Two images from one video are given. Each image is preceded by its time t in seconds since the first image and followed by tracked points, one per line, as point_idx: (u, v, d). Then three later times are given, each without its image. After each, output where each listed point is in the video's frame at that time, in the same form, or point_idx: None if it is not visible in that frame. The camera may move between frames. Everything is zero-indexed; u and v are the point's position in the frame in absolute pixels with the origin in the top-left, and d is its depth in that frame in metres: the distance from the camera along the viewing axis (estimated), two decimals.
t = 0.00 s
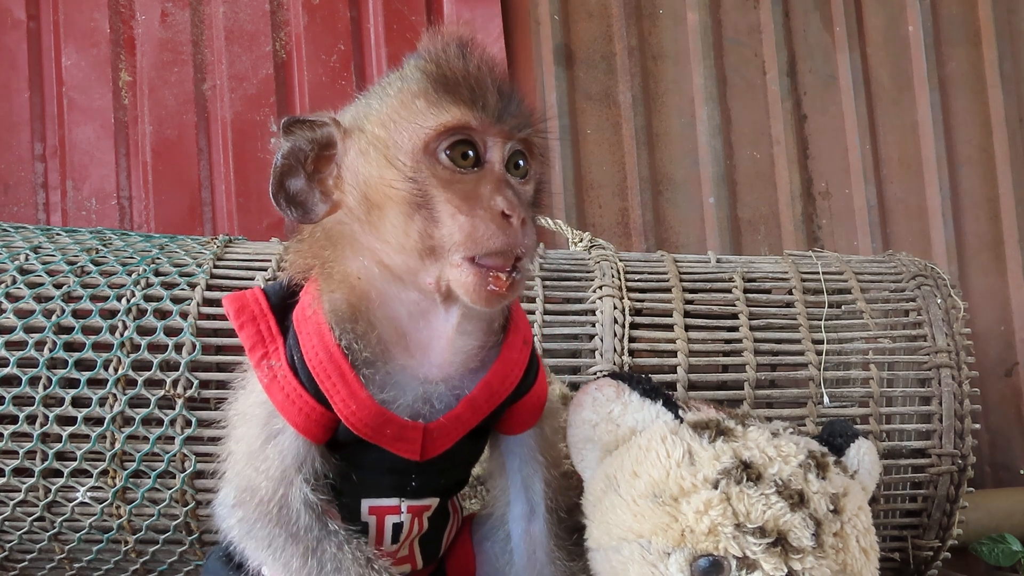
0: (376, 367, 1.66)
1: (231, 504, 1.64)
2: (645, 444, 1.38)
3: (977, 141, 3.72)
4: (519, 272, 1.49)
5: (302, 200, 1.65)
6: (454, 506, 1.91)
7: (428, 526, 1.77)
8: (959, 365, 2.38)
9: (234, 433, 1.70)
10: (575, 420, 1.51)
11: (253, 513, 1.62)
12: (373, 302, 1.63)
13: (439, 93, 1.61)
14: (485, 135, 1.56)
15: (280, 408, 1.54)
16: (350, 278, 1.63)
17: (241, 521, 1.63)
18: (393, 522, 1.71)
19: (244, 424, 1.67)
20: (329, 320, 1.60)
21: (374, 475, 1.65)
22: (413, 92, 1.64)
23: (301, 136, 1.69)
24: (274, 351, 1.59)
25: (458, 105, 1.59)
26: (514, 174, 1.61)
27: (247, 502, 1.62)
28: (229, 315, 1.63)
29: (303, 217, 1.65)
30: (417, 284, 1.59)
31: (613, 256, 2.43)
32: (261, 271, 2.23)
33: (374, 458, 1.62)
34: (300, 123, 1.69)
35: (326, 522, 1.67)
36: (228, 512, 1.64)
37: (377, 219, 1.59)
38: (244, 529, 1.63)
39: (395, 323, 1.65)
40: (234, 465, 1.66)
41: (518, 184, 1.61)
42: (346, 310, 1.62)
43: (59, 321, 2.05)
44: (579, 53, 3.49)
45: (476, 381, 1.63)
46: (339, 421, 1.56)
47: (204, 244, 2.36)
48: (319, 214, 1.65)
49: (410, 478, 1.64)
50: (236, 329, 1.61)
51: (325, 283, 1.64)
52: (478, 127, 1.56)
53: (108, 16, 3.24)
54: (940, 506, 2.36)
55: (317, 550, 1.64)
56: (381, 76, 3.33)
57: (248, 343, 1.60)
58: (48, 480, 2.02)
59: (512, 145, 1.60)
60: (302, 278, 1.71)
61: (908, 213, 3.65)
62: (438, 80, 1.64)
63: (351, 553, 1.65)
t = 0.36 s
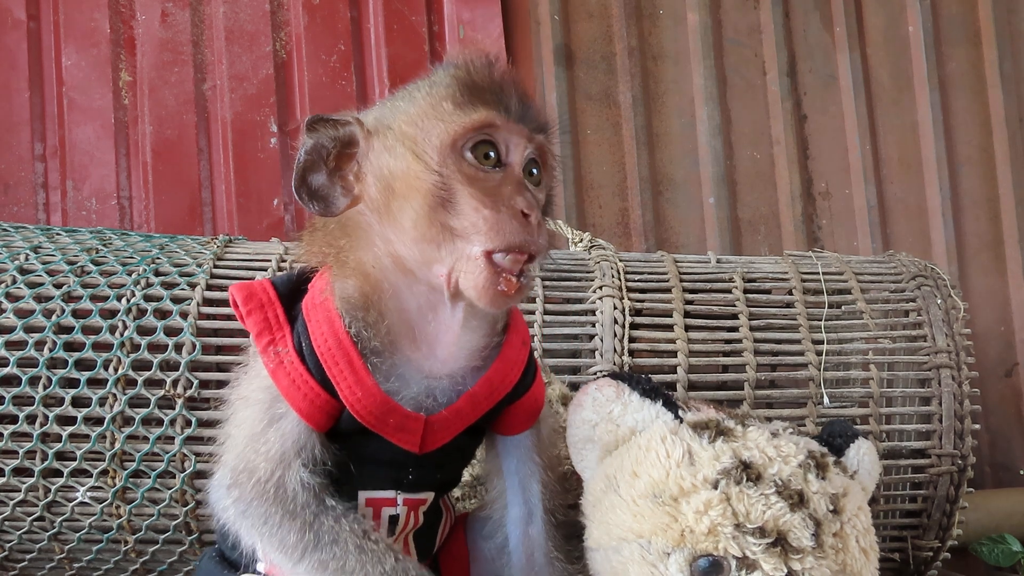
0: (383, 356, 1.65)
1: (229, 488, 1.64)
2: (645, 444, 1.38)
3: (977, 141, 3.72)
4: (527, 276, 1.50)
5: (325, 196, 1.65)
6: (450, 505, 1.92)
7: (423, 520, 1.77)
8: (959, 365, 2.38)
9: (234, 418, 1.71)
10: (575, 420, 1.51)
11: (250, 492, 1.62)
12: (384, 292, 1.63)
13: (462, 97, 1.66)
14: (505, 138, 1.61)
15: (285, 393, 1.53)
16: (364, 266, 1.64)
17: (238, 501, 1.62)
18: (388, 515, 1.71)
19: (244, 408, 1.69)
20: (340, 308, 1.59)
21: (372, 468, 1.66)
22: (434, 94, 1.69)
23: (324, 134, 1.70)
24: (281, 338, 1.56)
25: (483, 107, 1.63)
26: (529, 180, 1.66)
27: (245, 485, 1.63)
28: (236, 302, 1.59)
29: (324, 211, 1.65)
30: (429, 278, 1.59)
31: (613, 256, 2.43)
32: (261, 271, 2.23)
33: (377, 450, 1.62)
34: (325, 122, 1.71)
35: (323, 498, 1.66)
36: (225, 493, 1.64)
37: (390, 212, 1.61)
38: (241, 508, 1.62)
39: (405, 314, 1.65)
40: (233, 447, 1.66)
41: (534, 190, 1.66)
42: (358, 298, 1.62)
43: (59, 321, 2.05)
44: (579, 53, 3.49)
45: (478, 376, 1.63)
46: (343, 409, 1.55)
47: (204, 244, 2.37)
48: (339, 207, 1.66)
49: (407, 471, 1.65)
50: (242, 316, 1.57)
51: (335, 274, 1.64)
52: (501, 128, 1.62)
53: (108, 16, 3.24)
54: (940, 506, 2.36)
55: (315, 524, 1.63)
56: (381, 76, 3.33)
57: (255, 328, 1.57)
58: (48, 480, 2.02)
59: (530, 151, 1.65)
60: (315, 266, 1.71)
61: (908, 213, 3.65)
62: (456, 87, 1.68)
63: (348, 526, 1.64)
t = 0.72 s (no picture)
0: (385, 358, 1.65)
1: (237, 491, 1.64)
2: (645, 444, 1.38)
3: (977, 141, 3.72)
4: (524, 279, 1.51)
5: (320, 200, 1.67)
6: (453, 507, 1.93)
7: (427, 524, 1.78)
8: (959, 365, 2.38)
9: (238, 420, 1.71)
10: (575, 420, 1.51)
11: (258, 493, 1.62)
12: (387, 297, 1.63)
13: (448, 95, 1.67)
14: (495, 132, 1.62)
15: (289, 397, 1.53)
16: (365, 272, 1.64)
17: (246, 502, 1.62)
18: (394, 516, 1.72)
19: (248, 410, 1.69)
20: (342, 312, 1.60)
21: (376, 469, 1.67)
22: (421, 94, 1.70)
23: (320, 141, 1.72)
24: (285, 342, 1.57)
25: (472, 104, 1.65)
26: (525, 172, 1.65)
27: (252, 486, 1.62)
28: (241, 307, 1.60)
29: (321, 216, 1.66)
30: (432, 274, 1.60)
31: (613, 256, 2.43)
32: (261, 271, 2.23)
33: (379, 450, 1.63)
34: (321, 129, 1.73)
35: (333, 494, 1.66)
36: (233, 495, 1.64)
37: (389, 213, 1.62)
38: (249, 509, 1.62)
39: (406, 317, 1.64)
40: (238, 449, 1.67)
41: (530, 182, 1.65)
42: (359, 302, 1.62)
43: (59, 321, 2.05)
44: (579, 53, 3.49)
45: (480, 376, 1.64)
46: (345, 413, 1.55)
47: (204, 244, 2.37)
48: (337, 213, 1.67)
49: (411, 473, 1.65)
50: (247, 320, 1.58)
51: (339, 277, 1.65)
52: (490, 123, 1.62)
53: (108, 16, 3.24)
54: (940, 506, 2.36)
55: (327, 518, 1.62)
56: (381, 76, 3.33)
57: (259, 333, 1.57)
58: (48, 480, 2.02)
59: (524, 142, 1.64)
60: (315, 273, 1.71)
61: (908, 213, 3.65)
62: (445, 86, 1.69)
63: (360, 518, 1.64)
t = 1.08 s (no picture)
0: (388, 364, 1.67)
1: (240, 495, 1.63)
2: (645, 444, 1.38)
3: (977, 141, 3.72)
4: (521, 292, 1.45)
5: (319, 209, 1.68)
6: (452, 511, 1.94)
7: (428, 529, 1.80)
8: (959, 365, 2.38)
9: (238, 424, 1.72)
10: (575, 420, 1.51)
11: (261, 496, 1.62)
12: (390, 307, 1.63)
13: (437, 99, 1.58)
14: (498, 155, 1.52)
15: (291, 402, 1.54)
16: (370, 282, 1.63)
17: (250, 506, 1.63)
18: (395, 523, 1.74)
19: (248, 413, 1.69)
20: (346, 317, 1.61)
21: (377, 474, 1.68)
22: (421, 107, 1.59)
23: (325, 149, 1.71)
24: (288, 346, 1.58)
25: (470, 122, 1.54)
26: (528, 193, 1.57)
27: (255, 490, 1.63)
28: (243, 309, 1.61)
29: (320, 228, 1.67)
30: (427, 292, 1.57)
31: (613, 256, 2.43)
32: (261, 271, 2.23)
33: (380, 453, 1.63)
34: (326, 137, 1.72)
35: (338, 489, 1.66)
36: (235, 498, 1.64)
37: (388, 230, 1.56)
38: (253, 512, 1.63)
39: (409, 327, 1.65)
40: (238, 452, 1.67)
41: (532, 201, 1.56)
42: (362, 308, 1.63)
43: (59, 322, 2.05)
44: (579, 53, 3.49)
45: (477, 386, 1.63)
46: (348, 418, 1.56)
47: (204, 244, 2.37)
48: (337, 225, 1.68)
49: (412, 479, 1.66)
50: (249, 323, 1.59)
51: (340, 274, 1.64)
52: (488, 144, 1.51)
53: (108, 16, 3.24)
54: (940, 506, 2.36)
55: (334, 513, 1.63)
56: (381, 76, 3.33)
57: (261, 336, 1.59)
58: (48, 480, 2.02)
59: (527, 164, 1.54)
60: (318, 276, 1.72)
61: (908, 214, 3.65)
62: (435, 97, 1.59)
63: (367, 509, 1.65)
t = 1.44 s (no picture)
0: (388, 370, 1.67)
1: (239, 497, 1.64)
2: (645, 444, 1.38)
3: (977, 141, 3.72)
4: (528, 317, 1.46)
5: (330, 210, 1.62)
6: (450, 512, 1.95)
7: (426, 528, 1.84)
8: (959, 365, 2.38)
9: (236, 426, 1.72)
10: (574, 420, 1.51)
11: (260, 496, 1.62)
12: (391, 313, 1.63)
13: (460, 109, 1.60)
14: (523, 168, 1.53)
15: (291, 405, 1.54)
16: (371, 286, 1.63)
17: (249, 507, 1.63)
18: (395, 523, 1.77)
19: (247, 415, 1.69)
20: (345, 322, 1.61)
21: (377, 475, 1.69)
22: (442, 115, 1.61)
23: (335, 148, 1.64)
24: (287, 349, 1.58)
25: (484, 128, 1.55)
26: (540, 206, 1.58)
27: (254, 492, 1.63)
28: (242, 312, 1.61)
29: (331, 229, 1.61)
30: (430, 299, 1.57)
31: (613, 256, 2.43)
32: (261, 271, 2.23)
33: (380, 455, 1.64)
34: (335, 135, 1.65)
35: (338, 487, 1.66)
36: (234, 500, 1.64)
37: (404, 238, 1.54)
38: (252, 513, 1.63)
39: (410, 332, 1.64)
40: (236, 453, 1.67)
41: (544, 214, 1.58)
42: (362, 312, 1.63)
43: (59, 322, 2.05)
44: (579, 53, 3.49)
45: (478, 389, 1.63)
46: (347, 422, 1.57)
47: (204, 244, 2.37)
48: (347, 228, 1.62)
49: (411, 480, 1.69)
50: (248, 326, 1.59)
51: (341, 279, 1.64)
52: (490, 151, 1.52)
53: (108, 16, 3.24)
54: (940, 506, 2.36)
55: (334, 510, 1.63)
56: (381, 76, 3.32)
57: (261, 339, 1.59)
58: (48, 480, 2.02)
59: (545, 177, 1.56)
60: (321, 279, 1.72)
61: (908, 214, 3.65)
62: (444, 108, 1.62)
63: (367, 505, 1.65)
